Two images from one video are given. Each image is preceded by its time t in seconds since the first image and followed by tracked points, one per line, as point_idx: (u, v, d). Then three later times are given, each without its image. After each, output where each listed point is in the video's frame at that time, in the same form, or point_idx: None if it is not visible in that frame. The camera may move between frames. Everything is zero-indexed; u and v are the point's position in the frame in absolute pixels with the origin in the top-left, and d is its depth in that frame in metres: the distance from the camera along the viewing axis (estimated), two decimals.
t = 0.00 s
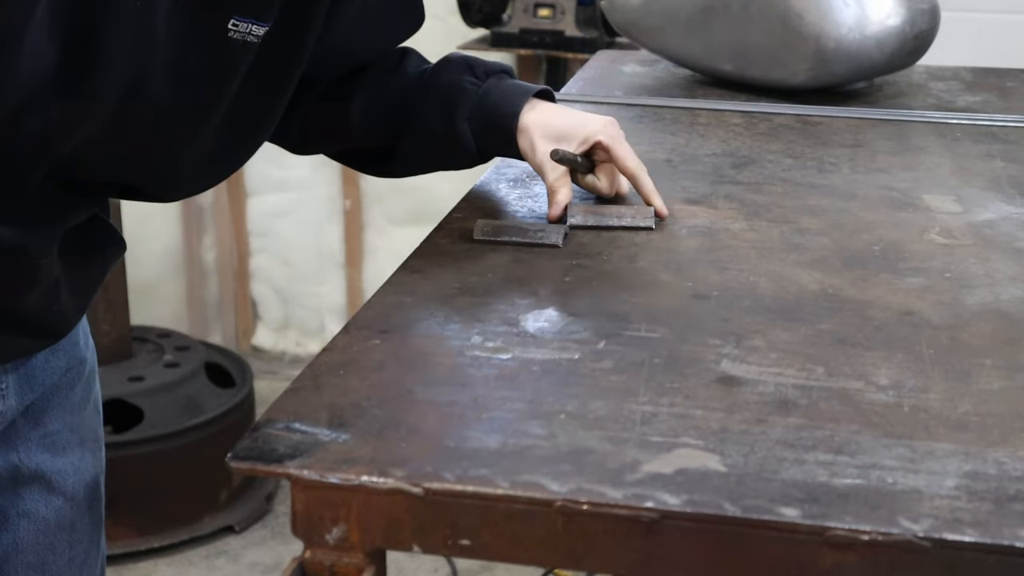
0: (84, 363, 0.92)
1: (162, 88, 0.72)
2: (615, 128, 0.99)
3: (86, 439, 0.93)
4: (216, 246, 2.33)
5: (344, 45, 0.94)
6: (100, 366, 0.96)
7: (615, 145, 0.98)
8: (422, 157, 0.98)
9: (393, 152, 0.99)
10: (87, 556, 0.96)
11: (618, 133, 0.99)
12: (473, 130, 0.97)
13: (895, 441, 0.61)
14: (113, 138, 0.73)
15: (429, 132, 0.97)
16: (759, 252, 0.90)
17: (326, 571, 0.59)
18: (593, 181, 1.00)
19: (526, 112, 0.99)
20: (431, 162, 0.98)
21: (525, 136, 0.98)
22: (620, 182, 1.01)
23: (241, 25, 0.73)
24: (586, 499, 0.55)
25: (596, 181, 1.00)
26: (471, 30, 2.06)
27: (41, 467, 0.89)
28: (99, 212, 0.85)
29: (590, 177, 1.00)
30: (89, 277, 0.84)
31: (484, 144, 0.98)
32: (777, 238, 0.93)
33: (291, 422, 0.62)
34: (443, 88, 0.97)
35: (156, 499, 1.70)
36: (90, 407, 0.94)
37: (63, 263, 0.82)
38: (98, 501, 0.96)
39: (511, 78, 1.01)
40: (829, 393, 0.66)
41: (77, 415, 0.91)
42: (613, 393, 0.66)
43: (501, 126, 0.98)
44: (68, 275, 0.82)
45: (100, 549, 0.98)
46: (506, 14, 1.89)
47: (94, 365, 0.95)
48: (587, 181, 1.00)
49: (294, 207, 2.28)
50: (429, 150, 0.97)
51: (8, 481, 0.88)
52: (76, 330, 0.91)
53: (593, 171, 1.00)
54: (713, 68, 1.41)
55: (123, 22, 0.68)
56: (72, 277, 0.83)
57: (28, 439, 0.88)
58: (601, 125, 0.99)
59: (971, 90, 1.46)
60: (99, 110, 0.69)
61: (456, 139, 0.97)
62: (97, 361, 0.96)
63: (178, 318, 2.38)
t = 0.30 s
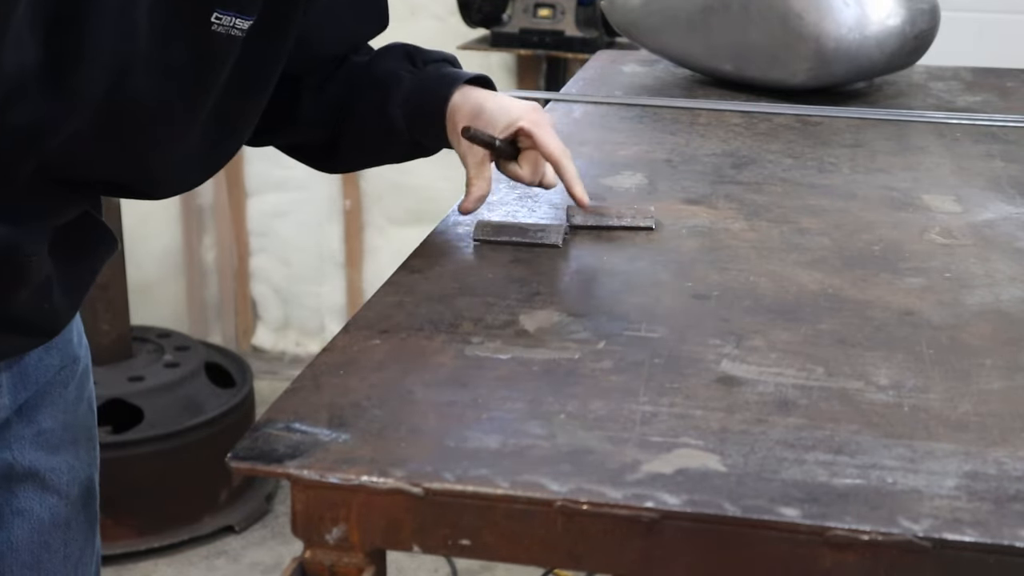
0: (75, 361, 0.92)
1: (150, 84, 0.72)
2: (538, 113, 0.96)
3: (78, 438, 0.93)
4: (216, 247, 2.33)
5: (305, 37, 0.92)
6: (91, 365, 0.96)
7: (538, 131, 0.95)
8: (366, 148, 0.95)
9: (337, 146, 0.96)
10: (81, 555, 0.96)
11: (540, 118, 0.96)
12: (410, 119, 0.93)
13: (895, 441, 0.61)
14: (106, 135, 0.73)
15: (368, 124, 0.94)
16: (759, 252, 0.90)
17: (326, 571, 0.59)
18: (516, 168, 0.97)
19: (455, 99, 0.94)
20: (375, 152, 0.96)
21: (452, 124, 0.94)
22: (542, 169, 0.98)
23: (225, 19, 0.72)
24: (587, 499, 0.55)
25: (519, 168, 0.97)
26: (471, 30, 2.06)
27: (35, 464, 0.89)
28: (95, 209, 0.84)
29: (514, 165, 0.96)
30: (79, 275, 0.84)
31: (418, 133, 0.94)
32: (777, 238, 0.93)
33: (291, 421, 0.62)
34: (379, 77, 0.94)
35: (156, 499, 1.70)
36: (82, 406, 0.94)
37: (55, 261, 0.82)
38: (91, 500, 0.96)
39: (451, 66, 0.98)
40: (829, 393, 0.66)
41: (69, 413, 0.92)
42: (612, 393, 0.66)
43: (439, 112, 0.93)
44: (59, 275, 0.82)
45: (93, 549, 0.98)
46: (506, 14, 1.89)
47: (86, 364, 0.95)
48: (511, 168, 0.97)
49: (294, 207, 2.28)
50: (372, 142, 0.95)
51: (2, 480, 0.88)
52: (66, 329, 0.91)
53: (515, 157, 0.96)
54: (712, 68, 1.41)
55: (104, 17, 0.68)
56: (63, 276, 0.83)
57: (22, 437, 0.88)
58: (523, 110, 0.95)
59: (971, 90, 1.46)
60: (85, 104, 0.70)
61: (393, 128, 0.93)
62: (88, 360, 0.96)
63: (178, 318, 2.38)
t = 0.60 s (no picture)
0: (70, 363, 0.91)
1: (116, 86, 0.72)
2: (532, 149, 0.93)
3: (72, 440, 0.93)
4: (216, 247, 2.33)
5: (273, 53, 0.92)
6: (89, 365, 0.96)
7: (526, 165, 0.91)
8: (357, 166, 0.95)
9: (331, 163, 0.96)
10: (79, 555, 0.96)
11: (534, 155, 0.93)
12: (399, 137, 0.92)
13: (895, 441, 0.61)
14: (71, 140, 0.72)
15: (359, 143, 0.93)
16: (759, 252, 0.90)
17: (326, 571, 0.59)
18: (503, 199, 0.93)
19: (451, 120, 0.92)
20: (367, 171, 0.95)
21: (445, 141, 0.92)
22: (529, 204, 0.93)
23: (194, 18, 0.72)
24: (587, 499, 0.55)
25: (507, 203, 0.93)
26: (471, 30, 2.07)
27: (26, 467, 0.89)
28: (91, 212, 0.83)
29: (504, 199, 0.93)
30: (67, 277, 0.84)
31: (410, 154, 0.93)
32: (777, 238, 0.93)
33: (291, 422, 0.62)
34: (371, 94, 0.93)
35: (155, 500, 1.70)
36: (78, 407, 0.94)
37: (41, 261, 0.82)
38: (87, 501, 0.96)
39: (451, 86, 0.96)
40: (829, 393, 0.66)
41: (63, 416, 0.91)
42: (612, 393, 0.66)
43: (427, 133, 0.91)
44: (45, 274, 0.82)
45: (91, 549, 0.98)
46: (506, 14, 1.89)
47: (82, 364, 0.95)
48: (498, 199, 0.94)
49: (294, 207, 2.28)
50: (362, 160, 0.94)
51: None
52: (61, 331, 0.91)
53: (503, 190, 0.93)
54: (712, 68, 1.41)
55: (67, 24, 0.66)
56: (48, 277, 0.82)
57: (13, 439, 0.88)
58: (517, 142, 0.92)
59: (971, 90, 1.46)
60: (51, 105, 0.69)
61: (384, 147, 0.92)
62: (86, 360, 0.96)
63: (178, 318, 2.38)
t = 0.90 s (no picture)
0: (56, 364, 0.91)
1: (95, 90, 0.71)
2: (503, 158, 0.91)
3: (56, 442, 0.93)
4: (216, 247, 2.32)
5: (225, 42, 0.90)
6: (75, 367, 0.96)
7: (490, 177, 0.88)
8: (319, 179, 0.92)
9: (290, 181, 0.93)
10: (62, 558, 0.95)
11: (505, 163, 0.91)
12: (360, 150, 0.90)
13: (895, 441, 0.61)
14: (49, 142, 0.72)
15: (321, 156, 0.91)
16: (759, 252, 0.90)
17: (326, 571, 0.59)
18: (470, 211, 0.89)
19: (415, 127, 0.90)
20: (326, 187, 0.92)
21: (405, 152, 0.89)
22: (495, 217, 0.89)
23: (174, 23, 0.72)
24: (587, 499, 0.55)
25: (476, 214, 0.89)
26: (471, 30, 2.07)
27: (9, 470, 0.88)
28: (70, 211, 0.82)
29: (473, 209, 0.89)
30: (54, 278, 0.82)
31: (369, 170, 0.90)
32: (777, 238, 0.93)
33: (291, 422, 0.62)
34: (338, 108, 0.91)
35: (155, 500, 1.70)
36: (63, 408, 0.93)
37: (27, 262, 0.80)
38: (71, 503, 0.96)
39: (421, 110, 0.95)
40: (829, 393, 0.66)
41: (46, 417, 0.91)
42: (612, 393, 0.66)
43: (390, 144, 0.89)
44: (30, 276, 0.80)
45: (75, 551, 0.98)
46: (506, 14, 1.89)
47: (69, 365, 0.95)
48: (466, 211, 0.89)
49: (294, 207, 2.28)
50: (324, 173, 0.91)
51: None
52: (45, 332, 0.91)
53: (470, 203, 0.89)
54: (713, 68, 1.41)
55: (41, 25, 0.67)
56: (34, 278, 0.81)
57: None
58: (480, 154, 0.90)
59: (971, 90, 1.46)
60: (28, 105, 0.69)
61: (347, 162, 0.90)
62: (72, 361, 0.96)
63: (178, 318, 2.38)
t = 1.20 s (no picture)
0: (49, 361, 0.91)
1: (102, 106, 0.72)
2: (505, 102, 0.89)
3: (52, 438, 0.93)
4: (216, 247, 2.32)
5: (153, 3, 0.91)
6: (68, 363, 0.96)
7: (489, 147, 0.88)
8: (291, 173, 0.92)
9: (249, 155, 0.93)
10: (60, 553, 0.96)
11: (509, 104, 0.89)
12: (333, 134, 0.91)
13: (895, 441, 0.61)
14: (55, 154, 0.71)
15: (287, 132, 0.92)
16: (759, 252, 0.90)
17: (326, 571, 0.59)
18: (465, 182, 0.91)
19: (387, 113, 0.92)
20: (299, 182, 0.92)
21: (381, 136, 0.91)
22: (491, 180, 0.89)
23: (183, 43, 0.73)
24: (587, 499, 0.55)
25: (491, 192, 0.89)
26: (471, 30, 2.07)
27: (8, 467, 0.88)
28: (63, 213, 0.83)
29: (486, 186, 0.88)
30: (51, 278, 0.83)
31: (342, 153, 0.91)
32: (777, 238, 0.93)
33: (291, 421, 0.62)
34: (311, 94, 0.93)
35: (155, 500, 1.70)
36: (58, 404, 0.94)
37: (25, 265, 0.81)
38: (68, 499, 0.96)
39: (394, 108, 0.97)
40: (830, 393, 0.66)
41: (42, 413, 0.91)
42: (612, 393, 0.66)
43: (363, 125, 0.90)
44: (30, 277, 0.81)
45: (72, 546, 0.98)
46: (506, 14, 1.89)
47: (62, 362, 0.95)
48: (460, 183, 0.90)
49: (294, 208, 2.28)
50: (297, 165, 0.92)
51: None
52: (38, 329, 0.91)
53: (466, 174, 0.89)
54: (713, 68, 1.41)
55: (58, 41, 0.67)
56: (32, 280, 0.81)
57: None
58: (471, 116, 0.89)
59: (971, 90, 1.46)
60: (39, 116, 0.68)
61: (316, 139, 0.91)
62: (65, 358, 0.96)
63: (178, 318, 2.38)
